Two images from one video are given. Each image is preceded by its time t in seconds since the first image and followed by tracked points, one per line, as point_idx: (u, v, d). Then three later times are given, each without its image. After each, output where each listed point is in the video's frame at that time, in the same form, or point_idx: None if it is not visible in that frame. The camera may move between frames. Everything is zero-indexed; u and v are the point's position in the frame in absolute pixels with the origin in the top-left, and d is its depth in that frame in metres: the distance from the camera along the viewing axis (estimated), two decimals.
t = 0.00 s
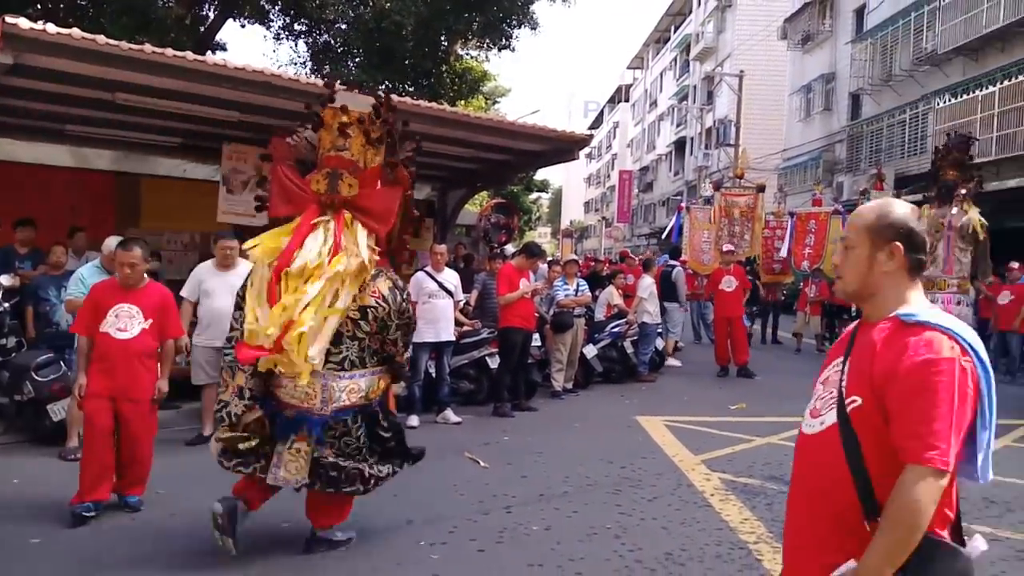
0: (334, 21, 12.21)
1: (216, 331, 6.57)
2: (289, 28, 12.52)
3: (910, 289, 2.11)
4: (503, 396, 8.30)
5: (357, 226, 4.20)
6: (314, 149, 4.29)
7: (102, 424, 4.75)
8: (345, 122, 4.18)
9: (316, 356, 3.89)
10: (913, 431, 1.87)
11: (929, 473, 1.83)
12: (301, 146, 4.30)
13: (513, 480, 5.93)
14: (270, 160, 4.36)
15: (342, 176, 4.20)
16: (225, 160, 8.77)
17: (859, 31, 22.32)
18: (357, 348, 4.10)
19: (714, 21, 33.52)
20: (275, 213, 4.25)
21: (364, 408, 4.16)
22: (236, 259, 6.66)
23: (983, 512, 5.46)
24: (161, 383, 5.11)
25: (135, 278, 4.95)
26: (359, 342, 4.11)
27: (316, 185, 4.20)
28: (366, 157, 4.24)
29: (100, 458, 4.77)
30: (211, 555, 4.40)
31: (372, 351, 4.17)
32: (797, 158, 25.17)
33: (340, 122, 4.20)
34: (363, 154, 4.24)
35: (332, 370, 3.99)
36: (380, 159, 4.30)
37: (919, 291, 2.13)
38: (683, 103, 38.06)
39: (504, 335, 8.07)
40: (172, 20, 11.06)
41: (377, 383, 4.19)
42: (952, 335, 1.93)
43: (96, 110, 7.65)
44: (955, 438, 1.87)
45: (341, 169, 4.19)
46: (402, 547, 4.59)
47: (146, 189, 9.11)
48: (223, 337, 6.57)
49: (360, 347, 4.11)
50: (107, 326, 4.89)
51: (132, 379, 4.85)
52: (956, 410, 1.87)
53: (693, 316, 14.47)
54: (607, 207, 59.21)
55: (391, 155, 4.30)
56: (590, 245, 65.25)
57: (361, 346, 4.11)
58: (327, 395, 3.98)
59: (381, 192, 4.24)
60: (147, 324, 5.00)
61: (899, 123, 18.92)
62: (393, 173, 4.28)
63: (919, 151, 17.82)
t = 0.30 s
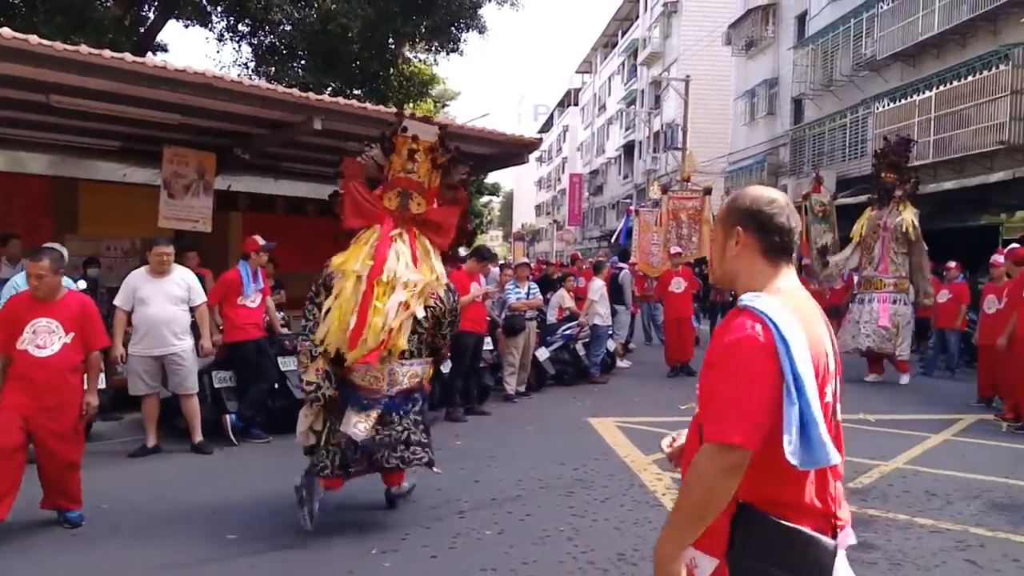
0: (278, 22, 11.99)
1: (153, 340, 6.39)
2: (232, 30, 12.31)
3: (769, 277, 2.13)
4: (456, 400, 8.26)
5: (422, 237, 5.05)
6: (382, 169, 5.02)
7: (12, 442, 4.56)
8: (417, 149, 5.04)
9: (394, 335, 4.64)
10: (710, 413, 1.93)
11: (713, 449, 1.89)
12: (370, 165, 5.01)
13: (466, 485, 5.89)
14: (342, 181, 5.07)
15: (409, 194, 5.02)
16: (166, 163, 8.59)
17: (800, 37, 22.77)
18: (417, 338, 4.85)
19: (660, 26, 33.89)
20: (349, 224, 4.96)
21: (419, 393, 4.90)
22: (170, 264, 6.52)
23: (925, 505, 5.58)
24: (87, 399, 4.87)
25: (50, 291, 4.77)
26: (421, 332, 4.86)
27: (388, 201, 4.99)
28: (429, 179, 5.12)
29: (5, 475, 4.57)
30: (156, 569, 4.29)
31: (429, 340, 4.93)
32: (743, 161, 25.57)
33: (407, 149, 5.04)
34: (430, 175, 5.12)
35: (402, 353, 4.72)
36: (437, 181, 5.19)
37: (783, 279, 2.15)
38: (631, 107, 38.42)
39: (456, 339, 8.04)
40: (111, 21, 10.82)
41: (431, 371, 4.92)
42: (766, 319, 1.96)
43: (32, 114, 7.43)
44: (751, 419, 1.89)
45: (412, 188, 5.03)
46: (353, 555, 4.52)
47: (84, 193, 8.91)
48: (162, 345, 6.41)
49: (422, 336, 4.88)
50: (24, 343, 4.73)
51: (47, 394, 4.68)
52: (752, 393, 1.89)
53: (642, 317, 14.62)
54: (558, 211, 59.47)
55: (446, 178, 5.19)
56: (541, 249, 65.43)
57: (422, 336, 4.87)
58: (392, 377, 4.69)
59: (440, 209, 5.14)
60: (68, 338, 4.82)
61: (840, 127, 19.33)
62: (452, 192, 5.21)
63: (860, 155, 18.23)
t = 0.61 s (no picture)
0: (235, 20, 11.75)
1: (104, 344, 6.24)
2: (187, 28, 12.13)
3: (709, 277, 2.19)
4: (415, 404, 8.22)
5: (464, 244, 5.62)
6: (439, 184, 5.53)
7: None
8: (462, 166, 5.58)
9: (450, 331, 5.36)
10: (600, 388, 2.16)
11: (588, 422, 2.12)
12: (431, 181, 5.53)
13: (426, 488, 5.85)
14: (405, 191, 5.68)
15: (457, 206, 5.56)
16: (117, 164, 8.40)
17: (757, 42, 23.08)
18: (462, 331, 5.42)
19: (620, 30, 34.09)
20: (408, 230, 5.60)
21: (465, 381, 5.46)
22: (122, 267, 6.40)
23: (879, 504, 5.66)
24: None
25: None
26: (466, 327, 5.43)
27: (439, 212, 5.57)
28: (476, 191, 5.63)
29: None
30: None
31: (474, 335, 5.47)
32: (701, 165, 25.82)
33: (457, 167, 5.58)
34: (475, 188, 5.62)
35: (454, 345, 5.39)
36: (485, 194, 5.68)
37: (723, 280, 2.17)
38: (591, 111, 38.63)
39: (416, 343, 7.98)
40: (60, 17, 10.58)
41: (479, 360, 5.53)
42: (647, 306, 2.08)
43: None
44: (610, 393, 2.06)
45: (459, 200, 5.57)
46: (310, 561, 4.46)
47: (32, 194, 8.61)
48: (116, 349, 6.27)
49: (467, 331, 5.44)
50: None
51: None
52: (617, 377, 2.06)
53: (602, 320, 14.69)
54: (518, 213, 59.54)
55: (493, 193, 5.67)
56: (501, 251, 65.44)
57: (468, 330, 5.44)
58: (442, 365, 5.36)
59: (483, 219, 5.65)
60: None
61: (795, 132, 19.63)
62: (494, 202, 5.69)
63: (814, 160, 18.53)
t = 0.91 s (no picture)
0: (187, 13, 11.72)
1: (62, 344, 6.07)
2: (138, 20, 11.90)
3: (689, 282, 2.25)
4: (374, 404, 8.14)
5: (510, 250, 6.51)
6: (484, 196, 6.48)
7: None
8: (505, 181, 6.44)
9: (493, 322, 6.20)
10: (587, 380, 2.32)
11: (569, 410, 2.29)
12: (475, 192, 6.48)
13: (386, 488, 5.78)
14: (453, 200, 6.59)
15: (504, 216, 6.47)
16: (65, 159, 8.18)
17: (715, 45, 23.29)
18: (505, 323, 6.33)
19: (580, 30, 34.15)
20: (458, 235, 6.53)
21: (507, 365, 6.35)
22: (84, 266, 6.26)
23: (831, 499, 5.72)
24: None
25: None
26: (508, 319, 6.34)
27: (484, 220, 6.47)
28: (517, 202, 6.50)
29: None
30: None
31: (513, 327, 6.38)
32: (660, 166, 25.98)
33: (502, 181, 6.45)
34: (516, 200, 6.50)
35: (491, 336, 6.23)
36: (526, 206, 6.54)
37: (701, 284, 2.23)
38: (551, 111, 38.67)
39: (374, 343, 7.87)
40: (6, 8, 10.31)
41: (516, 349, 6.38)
42: (622, 307, 2.21)
43: None
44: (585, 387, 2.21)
45: (501, 210, 6.46)
46: (267, 562, 4.37)
47: None
48: (74, 349, 6.10)
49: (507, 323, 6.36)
50: None
51: None
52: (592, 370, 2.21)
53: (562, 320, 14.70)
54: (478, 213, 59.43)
55: (531, 204, 6.54)
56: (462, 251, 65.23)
57: (508, 324, 6.35)
58: (490, 351, 6.28)
59: (525, 226, 6.54)
60: None
61: (752, 134, 19.84)
62: (535, 212, 6.59)
63: (771, 161, 18.76)
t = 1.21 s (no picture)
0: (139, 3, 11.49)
1: (21, 342, 5.91)
2: (89, 11, 11.62)
3: (677, 271, 2.33)
4: (335, 402, 8.03)
5: (533, 254, 6.86)
6: (509, 207, 6.77)
7: None
8: (528, 192, 6.74)
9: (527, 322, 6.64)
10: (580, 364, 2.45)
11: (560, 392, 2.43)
12: (501, 204, 6.78)
13: (347, 488, 5.69)
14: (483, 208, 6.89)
15: (524, 224, 6.80)
16: (13, 153, 7.92)
17: (676, 42, 23.40)
18: (538, 320, 6.77)
19: (541, 26, 34.09)
20: (487, 243, 6.88)
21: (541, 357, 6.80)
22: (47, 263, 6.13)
23: (792, 491, 5.76)
24: None
25: None
26: (539, 317, 6.78)
27: (509, 229, 6.81)
28: (538, 210, 6.81)
29: None
30: None
31: (544, 323, 6.82)
32: (621, 163, 26.05)
33: (524, 193, 6.76)
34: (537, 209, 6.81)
35: (527, 334, 6.71)
36: (546, 211, 6.85)
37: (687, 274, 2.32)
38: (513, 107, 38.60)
39: (334, 340, 7.74)
40: None
41: (547, 344, 6.83)
42: (612, 293, 2.34)
43: None
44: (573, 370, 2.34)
45: (526, 218, 6.79)
46: (225, 565, 4.28)
47: None
48: (35, 347, 5.94)
49: (539, 321, 6.80)
50: None
51: None
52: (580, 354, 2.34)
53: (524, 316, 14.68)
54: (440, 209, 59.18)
55: (553, 211, 6.83)
56: (424, 248, 64.91)
57: (539, 321, 6.79)
58: (525, 347, 6.71)
59: (546, 231, 6.87)
60: None
61: (712, 131, 19.98)
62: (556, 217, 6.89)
63: (731, 158, 18.91)
